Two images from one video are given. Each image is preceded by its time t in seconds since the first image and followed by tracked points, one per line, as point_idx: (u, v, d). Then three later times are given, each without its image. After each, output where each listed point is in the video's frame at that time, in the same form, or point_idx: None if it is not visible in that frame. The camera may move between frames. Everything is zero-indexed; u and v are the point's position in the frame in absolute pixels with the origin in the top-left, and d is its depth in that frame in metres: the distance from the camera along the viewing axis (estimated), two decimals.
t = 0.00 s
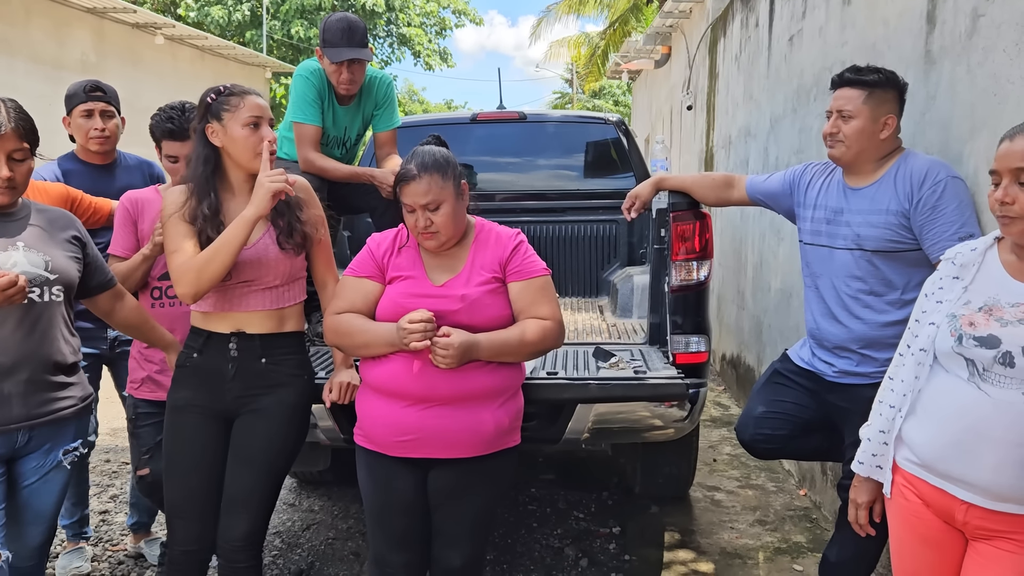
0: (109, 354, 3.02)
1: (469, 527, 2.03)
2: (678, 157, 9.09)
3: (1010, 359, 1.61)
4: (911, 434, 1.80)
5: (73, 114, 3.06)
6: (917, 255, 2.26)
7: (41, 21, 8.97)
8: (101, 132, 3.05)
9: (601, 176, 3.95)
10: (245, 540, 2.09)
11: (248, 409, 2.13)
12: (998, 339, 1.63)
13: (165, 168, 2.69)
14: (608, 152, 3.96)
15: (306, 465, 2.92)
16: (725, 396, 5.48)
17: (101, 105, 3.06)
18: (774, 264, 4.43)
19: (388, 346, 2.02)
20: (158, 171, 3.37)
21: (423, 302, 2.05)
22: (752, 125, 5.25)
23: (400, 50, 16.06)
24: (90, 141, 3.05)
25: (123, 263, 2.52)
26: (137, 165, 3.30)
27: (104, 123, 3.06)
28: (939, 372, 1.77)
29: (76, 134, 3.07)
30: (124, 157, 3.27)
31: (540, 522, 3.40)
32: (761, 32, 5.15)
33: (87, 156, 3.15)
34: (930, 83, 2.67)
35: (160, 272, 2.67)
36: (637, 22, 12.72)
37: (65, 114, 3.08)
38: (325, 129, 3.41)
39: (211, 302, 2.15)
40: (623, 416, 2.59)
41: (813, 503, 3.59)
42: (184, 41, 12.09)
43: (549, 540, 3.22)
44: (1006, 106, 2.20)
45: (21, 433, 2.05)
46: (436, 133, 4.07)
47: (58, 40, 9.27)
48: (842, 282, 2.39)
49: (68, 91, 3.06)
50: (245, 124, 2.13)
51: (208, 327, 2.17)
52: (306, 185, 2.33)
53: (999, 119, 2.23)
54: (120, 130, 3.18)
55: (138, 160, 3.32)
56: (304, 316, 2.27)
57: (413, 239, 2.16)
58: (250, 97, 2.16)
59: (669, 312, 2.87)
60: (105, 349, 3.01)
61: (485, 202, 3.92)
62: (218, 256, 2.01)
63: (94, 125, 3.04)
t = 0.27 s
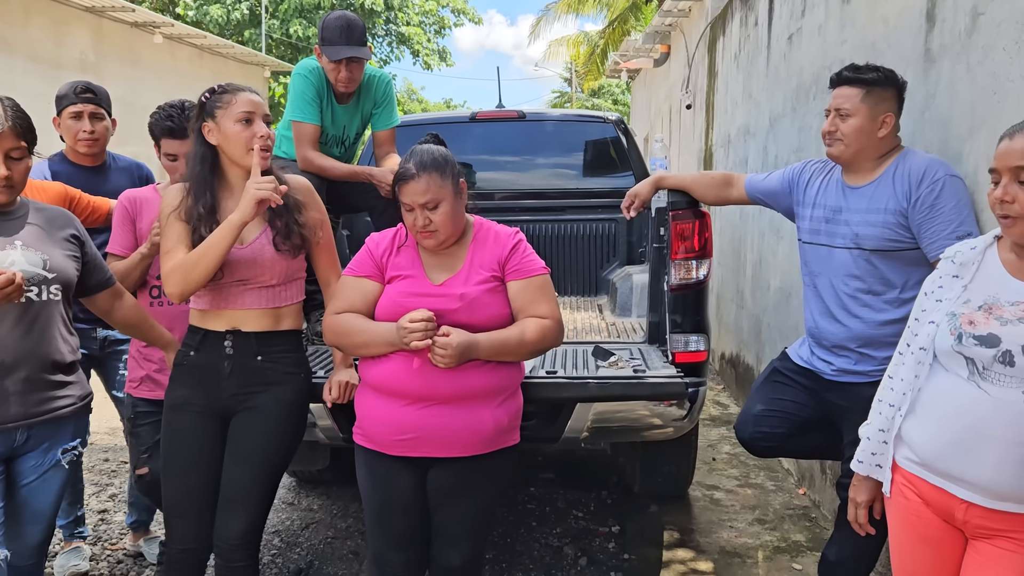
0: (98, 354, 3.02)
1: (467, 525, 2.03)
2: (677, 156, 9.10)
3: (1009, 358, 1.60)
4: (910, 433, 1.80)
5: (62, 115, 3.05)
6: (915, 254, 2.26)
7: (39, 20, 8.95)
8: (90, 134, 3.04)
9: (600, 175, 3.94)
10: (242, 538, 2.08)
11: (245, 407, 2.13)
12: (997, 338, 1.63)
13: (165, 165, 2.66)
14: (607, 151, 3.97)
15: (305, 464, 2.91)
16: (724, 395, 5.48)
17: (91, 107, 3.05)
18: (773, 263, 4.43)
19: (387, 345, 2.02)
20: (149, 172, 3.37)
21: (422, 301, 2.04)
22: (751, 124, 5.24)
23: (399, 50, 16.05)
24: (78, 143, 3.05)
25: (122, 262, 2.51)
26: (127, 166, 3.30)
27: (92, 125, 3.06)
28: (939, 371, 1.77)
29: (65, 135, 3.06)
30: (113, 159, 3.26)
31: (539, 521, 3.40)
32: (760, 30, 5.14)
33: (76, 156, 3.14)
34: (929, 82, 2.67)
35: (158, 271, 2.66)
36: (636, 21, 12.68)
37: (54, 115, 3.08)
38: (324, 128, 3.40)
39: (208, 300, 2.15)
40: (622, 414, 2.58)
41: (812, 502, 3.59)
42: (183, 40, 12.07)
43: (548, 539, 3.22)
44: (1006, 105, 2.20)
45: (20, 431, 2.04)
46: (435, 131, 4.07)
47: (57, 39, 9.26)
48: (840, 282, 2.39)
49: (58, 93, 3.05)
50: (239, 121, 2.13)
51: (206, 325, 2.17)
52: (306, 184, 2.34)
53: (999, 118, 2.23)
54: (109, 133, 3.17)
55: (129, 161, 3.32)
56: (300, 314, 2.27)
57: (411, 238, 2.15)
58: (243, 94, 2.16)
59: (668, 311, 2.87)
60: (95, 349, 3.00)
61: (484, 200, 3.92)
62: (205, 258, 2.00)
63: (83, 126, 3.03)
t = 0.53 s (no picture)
0: (92, 351, 3.02)
1: (466, 523, 2.03)
2: (677, 155, 9.10)
3: (1009, 357, 1.60)
4: (910, 432, 1.80)
5: (58, 113, 3.04)
6: (914, 251, 2.25)
7: (39, 18, 8.94)
8: (85, 132, 3.03)
9: (600, 174, 3.94)
10: (239, 536, 2.08)
11: (242, 405, 2.13)
12: (997, 337, 1.62)
13: (164, 163, 2.67)
14: (607, 149, 3.99)
15: (304, 462, 2.91)
16: (724, 393, 5.48)
17: (86, 105, 3.04)
18: (773, 261, 4.42)
19: (385, 344, 2.01)
20: (143, 171, 3.38)
21: (422, 299, 2.04)
22: (751, 122, 5.24)
23: (399, 48, 16.04)
24: (73, 140, 3.04)
25: (121, 260, 2.50)
26: (122, 165, 3.30)
27: (88, 123, 3.05)
28: (938, 370, 1.77)
29: (61, 133, 3.06)
30: (107, 157, 3.26)
31: (538, 520, 3.41)
32: (760, 29, 5.14)
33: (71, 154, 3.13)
34: (929, 81, 2.66)
35: (158, 270, 2.65)
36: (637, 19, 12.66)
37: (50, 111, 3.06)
38: (323, 126, 3.40)
39: (208, 298, 2.15)
40: (622, 413, 2.58)
41: (811, 501, 3.59)
42: (182, 38, 12.05)
43: (547, 538, 3.22)
44: (1006, 103, 2.19)
45: (19, 430, 2.04)
46: (435, 130, 4.07)
47: (57, 37, 9.25)
48: (840, 278, 2.39)
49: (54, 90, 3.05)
50: (229, 120, 2.13)
51: (205, 323, 2.17)
52: (307, 184, 2.34)
53: (999, 116, 2.23)
54: (105, 131, 3.17)
55: (123, 161, 3.33)
56: (298, 312, 2.27)
57: (411, 237, 2.15)
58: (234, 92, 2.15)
59: (668, 309, 2.87)
60: (89, 345, 3.00)
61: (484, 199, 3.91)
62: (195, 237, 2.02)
63: (78, 125, 3.02)
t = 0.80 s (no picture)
0: (93, 349, 3.01)
1: (466, 522, 2.03)
2: (677, 153, 9.09)
3: (1009, 355, 1.60)
4: (910, 431, 1.79)
5: (58, 110, 3.04)
6: (907, 249, 2.25)
7: (38, 16, 8.92)
8: (86, 129, 3.04)
9: (600, 172, 3.93)
10: (239, 535, 2.08)
11: (243, 404, 2.13)
12: (997, 335, 1.62)
13: (163, 162, 2.66)
14: (607, 147, 3.95)
15: (304, 461, 2.91)
16: (724, 391, 5.48)
17: (86, 102, 3.03)
18: (772, 260, 4.42)
19: (385, 343, 2.01)
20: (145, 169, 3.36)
21: (422, 298, 2.04)
22: (751, 120, 5.24)
23: (399, 46, 16.02)
24: (74, 138, 3.04)
25: (121, 257, 2.50)
26: (123, 164, 3.29)
27: (89, 120, 3.05)
28: (938, 368, 1.76)
29: (61, 130, 3.06)
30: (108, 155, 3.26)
31: (538, 518, 3.41)
32: (760, 26, 5.13)
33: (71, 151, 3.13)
34: (929, 79, 2.66)
35: (158, 268, 2.63)
36: (636, 17, 12.47)
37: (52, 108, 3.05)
38: (323, 124, 3.39)
39: (208, 297, 2.15)
40: (622, 412, 2.58)
41: (811, 499, 3.59)
42: (182, 36, 12.04)
43: (547, 536, 3.22)
44: (1006, 101, 2.19)
45: (21, 429, 2.04)
46: (435, 128, 4.06)
47: (56, 35, 9.24)
48: (831, 275, 2.39)
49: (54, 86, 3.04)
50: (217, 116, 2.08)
51: (205, 322, 2.16)
52: (309, 183, 2.35)
53: (999, 114, 2.22)
54: (106, 128, 3.17)
55: (125, 159, 3.32)
56: (299, 311, 2.27)
57: (411, 236, 2.15)
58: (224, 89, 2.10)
59: (668, 307, 2.87)
60: (91, 344, 3.00)
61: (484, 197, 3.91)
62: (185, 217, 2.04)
63: (79, 122, 3.02)
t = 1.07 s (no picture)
0: (103, 346, 3.01)
1: (466, 521, 2.03)
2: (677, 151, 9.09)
3: (1009, 353, 1.60)
4: (910, 429, 1.79)
5: (66, 107, 3.04)
6: (890, 246, 2.24)
7: (38, 14, 8.91)
8: (94, 125, 3.03)
9: (600, 170, 3.93)
10: (240, 534, 2.08)
11: (244, 403, 2.13)
12: (997, 333, 1.62)
13: (163, 162, 2.64)
14: (607, 145, 3.97)
15: (304, 459, 2.91)
16: (724, 390, 5.48)
17: (93, 97, 3.03)
18: (772, 258, 4.42)
19: (386, 342, 2.01)
20: (154, 167, 3.33)
21: (422, 297, 2.04)
22: (751, 118, 5.23)
23: (399, 44, 16.01)
24: (82, 134, 3.04)
25: (119, 258, 2.49)
26: (132, 160, 3.28)
27: (96, 116, 3.04)
28: (937, 365, 1.77)
29: (70, 127, 3.06)
30: (120, 152, 3.26)
31: (538, 517, 3.41)
32: (760, 25, 5.13)
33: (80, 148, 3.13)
34: (929, 77, 2.66)
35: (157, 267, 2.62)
36: (636, 15, 12.50)
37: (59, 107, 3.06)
38: (322, 123, 3.39)
39: (211, 296, 2.14)
40: (621, 410, 2.58)
41: (811, 497, 3.59)
42: (182, 34, 12.03)
43: (547, 535, 3.22)
44: (1006, 100, 2.19)
45: (21, 427, 2.04)
46: (435, 126, 4.06)
47: (56, 33, 9.23)
48: (819, 271, 2.40)
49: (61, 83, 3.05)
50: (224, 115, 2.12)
51: (207, 321, 2.16)
52: (315, 185, 2.34)
53: (999, 112, 2.22)
54: (113, 124, 3.16)
55: (134, 156, 3.30)
56: (300, 311, 2.27)
57: (411, 235, 2.15)
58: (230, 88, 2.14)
59: (668, 306, 2.86)
60: (100, 341, 3.00)
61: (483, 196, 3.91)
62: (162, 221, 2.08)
63: (86, 118, 3.02)
